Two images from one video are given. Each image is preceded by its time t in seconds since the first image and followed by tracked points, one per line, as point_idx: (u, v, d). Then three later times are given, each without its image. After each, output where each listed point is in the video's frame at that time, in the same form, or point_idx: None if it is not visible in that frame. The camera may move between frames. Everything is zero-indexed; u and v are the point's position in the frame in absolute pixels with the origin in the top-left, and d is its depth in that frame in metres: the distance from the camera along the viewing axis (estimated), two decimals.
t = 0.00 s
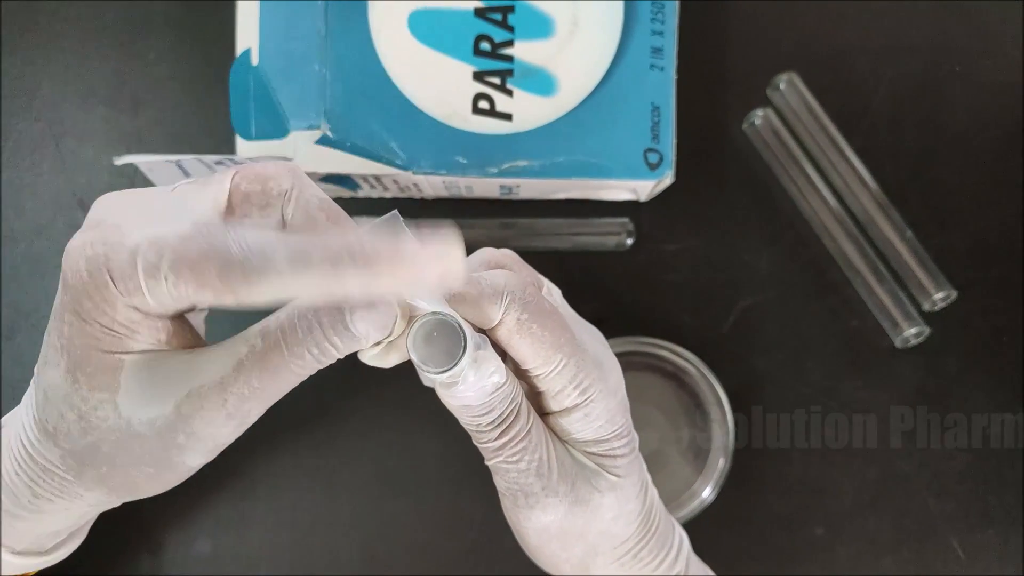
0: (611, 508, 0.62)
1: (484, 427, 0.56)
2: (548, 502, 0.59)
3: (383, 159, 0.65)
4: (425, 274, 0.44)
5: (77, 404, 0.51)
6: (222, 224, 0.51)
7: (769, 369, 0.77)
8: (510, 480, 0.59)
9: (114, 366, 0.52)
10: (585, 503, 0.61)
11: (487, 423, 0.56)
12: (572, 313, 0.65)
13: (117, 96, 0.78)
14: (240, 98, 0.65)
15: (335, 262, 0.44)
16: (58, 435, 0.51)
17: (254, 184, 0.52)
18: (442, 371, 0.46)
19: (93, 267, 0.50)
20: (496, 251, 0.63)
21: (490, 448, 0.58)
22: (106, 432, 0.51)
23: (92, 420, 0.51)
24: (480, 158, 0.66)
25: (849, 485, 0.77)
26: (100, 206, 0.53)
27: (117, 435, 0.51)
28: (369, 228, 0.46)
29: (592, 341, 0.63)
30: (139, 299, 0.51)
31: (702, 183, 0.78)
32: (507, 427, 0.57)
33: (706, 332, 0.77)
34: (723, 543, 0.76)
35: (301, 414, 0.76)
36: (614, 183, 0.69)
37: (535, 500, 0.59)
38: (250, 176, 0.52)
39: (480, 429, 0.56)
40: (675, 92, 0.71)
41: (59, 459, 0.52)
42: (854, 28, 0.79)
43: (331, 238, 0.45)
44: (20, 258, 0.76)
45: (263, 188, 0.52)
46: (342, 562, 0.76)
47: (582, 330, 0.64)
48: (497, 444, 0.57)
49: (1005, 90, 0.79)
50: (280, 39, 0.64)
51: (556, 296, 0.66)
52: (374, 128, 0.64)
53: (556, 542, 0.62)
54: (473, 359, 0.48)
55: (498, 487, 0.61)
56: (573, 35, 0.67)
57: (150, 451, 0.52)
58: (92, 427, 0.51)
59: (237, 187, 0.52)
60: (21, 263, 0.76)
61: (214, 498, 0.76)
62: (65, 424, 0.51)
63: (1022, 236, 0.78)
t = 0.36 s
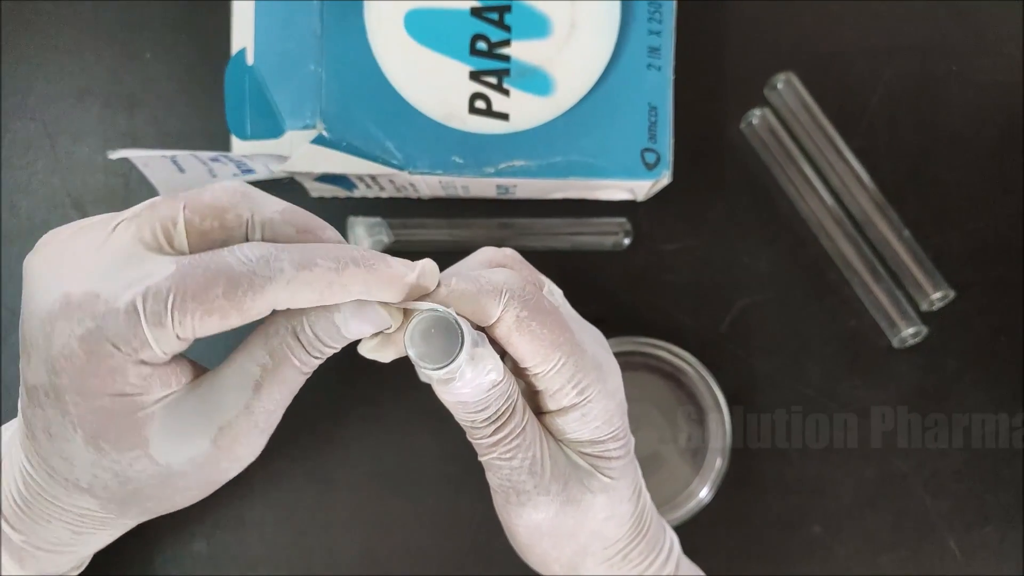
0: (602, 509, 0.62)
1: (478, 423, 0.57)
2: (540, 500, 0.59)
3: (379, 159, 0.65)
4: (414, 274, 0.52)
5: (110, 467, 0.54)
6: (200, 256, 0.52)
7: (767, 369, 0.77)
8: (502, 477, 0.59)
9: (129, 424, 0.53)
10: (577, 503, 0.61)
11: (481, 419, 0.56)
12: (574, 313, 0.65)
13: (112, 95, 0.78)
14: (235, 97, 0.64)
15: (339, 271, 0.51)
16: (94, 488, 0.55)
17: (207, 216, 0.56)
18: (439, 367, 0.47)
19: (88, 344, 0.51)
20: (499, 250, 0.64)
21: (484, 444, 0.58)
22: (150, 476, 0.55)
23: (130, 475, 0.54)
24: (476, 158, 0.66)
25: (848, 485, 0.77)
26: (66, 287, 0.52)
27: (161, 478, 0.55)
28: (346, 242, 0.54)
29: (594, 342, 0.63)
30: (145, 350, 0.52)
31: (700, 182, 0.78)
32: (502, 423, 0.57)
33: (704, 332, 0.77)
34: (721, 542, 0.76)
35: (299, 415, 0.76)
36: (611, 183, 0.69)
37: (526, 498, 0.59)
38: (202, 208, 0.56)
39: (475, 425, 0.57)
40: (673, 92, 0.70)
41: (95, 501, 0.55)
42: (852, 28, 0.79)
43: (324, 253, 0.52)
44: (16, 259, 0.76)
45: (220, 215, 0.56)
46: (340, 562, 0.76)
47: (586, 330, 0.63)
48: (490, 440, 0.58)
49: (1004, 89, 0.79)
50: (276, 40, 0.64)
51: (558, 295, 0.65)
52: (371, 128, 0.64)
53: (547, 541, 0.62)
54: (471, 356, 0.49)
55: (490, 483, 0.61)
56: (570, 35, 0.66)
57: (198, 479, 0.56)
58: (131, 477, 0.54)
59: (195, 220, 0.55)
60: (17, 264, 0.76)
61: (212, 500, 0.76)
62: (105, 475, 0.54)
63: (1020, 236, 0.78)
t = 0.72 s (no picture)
0: (596, 507, 0.62)
1: (475, 409, 0.56)
2: (532, 492, 0.59)
3: (376, 159, 0.65)
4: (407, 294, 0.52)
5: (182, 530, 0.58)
6: (214, 383, 0.51)
7: (765, 369, 0.77)
8: (496, 466, 0.59)
9: (202, 517, 0.56)
10: (569, 498, 0.61)
11: (479, 405, 0.56)
12: (583, 309, 0.65)
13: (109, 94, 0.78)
14: (232, 97, 0.64)
15: (348, 330, 0.51)
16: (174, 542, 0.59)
17: (201, 337, 0.50)
18: (440, 352, 0.44)
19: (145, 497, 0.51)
20: (510, 244, 0.64)
21: (480, 430, 0.58)
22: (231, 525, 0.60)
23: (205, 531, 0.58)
24: (473, 157, 0.66)
25: (847, 485, 0.76)
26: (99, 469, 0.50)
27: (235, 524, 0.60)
28: (332, 288, 0.52)
29: (599, 338, 0.63)
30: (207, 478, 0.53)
31: (699, 182, 0.78)
32: (499, 411, 0.57)
33: (702, 332, 0.77)
34: (719, 543, 0.76)
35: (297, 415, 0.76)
36: (608, 182, 0.69)
37: (519, 489, 0.59)
38: (189, 328, 0.50)
39: (472, 410, 0.57)
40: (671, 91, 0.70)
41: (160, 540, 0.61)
42: (851, 27, 0.79)
43: (325, 318, 0.51)
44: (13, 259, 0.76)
45: (212, 332, 0.50)
46: (338, 563, 0.76)
47: (593, 327, 0.63)
48: (486, 427, 0.57)
49: (1004, 89, 0.79)
50: (272, 38, 0.64)
51: (569, 291, 0.65)
52: (368, 128, 0.64)
53: (537, 534, 0.62)
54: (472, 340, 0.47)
55: (484, 471, 0.61)
56: (567, 34, 0.66)
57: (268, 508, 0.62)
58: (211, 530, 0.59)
59: (193, 348, 0.50)
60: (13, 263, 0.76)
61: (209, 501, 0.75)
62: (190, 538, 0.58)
63: (1020, 236, 0.78)
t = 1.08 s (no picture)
0: (589, 510, 0.62)
1: (475, 404, 0.56)
2: (525, 490, 0.59)
3: (375, 159, 0.65)
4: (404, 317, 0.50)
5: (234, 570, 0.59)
6: (235, 446, 0.50)
7: (765, 369, 0.77)
8: (491, 461, 0.59)
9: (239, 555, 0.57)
10: (563, 499, 0.61)
11: (478, 401, 0.56)
12: (595, 314, 0.64)
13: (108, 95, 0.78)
14: (231, 97, 0.64)
15: (359, 369, 0.50)
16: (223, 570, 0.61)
17: (216, 401, 0.49)
18: (442, 347, 0.44)
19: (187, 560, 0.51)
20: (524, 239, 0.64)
21: (478, 425, 0.58)
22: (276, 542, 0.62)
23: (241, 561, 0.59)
24: (473, 157, 0.66)
25: (846, 486, 0.76)
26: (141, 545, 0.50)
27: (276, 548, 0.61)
28: (334, 328, 0.50)
29: (609, 342, 0.63)
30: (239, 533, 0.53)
31: (698, 182, 0.78)
32: (499, 408, 0.56)
33: (701, 332, 0.77)
34: (719, 543, 0.76)
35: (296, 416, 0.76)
36: (607, 183, 0.69)
37: (512, 485, 0.59)
38: (204, 396, 0.49)
39: (471, 405, 0.57)
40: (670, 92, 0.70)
41: None
42: (850, 28, 0.79)
43: (335, 363, 0.50)
44: (14, 260, 0.76)
45: (228, 394, 0.49)
46: (337, 563, 0.76)
47: (604, 333, 0.63)
48: (484, 422, 0.57)
49: (1003, 89, 0.79)
50: (270, 38, 0.64)
51: (583, 292, 0.65)
52: (367, 128, 0.64)
53: (529, 531, 0.62)
54: (477, 335, 0.46)
55: (481, 464, 0.61)
56: (567, 34, 0.66)
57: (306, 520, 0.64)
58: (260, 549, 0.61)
59: (211, 414, 0.50)
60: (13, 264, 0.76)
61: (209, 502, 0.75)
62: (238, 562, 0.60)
63: (1019, 236, 0.78)
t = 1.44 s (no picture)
0: (600, 528, 0.62)
1: (485, 419, 0.56)
2: (534, 507, 0.59)
3: (373, 162, 0.64)
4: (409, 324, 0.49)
5: None
6: (198, 416, 0.49)
7: (763, 371, 0.77)
8: (501, 476, 0.59)
9: (190, 551, 0.52)
10: (574, 516, 0.61)
11: (489, 416, 0.56)
12: (613, 330, 0.64)
13: (107, 97, 0.78)
14: (229, 100, 0.65)
15: (345, 373, 0.50)
16: None
17: (185, 365, 0.50)
18: (451, 362, 0.44)
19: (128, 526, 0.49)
20: (539, 248, 0.64)
21: (488, 440, 0.58)
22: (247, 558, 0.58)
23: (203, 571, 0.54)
24: (471, 160, 0.66)
25: (844, 487, 0.77)
26: (70, 493, 0.48)
27: (239, 557, 0.56)
28: (332, 330, 0.51)
29: (625, 360, 0.63)
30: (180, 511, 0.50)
31: (696, 184, 0.78)
32: (509, 424, 0.56)
33: (700, 333, 0.77)
34: (717, 545, 0.76)
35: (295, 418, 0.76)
36: (605, 185, 0.69)
37: (521, 502, 0.59)
38: (174, 356, 0.50)
39: (481, 420, 0.56)
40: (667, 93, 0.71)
41: None
42: (848, 29, 0.79)
43: (321, 362, 0.50)
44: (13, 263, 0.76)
45: (198, 363, 0.51)
46: (336, 565, 0.76)
47: (621, 350, 0.63)
48: (495, 439, 0.57)
49: (1001, 91, 0.79)
50: (268, 41, 0.64)
51: (601, 305, 0.65)
52: (365, 131, 0.64)
53: (537, 547, 0.62)
54: (485, 352, 0.47)
55: (490, 479, 0.61)
56: (564, 36, 0.66)
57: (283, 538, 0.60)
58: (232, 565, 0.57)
59: (176, 379, 0.50)
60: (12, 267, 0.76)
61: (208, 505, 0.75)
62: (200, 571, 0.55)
63: (1018, 237, 0.78)
